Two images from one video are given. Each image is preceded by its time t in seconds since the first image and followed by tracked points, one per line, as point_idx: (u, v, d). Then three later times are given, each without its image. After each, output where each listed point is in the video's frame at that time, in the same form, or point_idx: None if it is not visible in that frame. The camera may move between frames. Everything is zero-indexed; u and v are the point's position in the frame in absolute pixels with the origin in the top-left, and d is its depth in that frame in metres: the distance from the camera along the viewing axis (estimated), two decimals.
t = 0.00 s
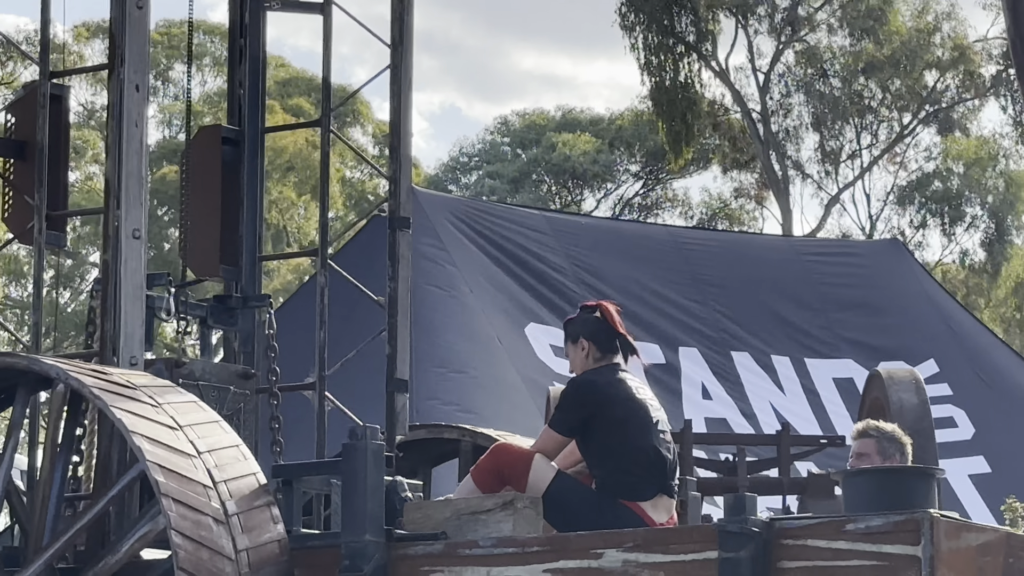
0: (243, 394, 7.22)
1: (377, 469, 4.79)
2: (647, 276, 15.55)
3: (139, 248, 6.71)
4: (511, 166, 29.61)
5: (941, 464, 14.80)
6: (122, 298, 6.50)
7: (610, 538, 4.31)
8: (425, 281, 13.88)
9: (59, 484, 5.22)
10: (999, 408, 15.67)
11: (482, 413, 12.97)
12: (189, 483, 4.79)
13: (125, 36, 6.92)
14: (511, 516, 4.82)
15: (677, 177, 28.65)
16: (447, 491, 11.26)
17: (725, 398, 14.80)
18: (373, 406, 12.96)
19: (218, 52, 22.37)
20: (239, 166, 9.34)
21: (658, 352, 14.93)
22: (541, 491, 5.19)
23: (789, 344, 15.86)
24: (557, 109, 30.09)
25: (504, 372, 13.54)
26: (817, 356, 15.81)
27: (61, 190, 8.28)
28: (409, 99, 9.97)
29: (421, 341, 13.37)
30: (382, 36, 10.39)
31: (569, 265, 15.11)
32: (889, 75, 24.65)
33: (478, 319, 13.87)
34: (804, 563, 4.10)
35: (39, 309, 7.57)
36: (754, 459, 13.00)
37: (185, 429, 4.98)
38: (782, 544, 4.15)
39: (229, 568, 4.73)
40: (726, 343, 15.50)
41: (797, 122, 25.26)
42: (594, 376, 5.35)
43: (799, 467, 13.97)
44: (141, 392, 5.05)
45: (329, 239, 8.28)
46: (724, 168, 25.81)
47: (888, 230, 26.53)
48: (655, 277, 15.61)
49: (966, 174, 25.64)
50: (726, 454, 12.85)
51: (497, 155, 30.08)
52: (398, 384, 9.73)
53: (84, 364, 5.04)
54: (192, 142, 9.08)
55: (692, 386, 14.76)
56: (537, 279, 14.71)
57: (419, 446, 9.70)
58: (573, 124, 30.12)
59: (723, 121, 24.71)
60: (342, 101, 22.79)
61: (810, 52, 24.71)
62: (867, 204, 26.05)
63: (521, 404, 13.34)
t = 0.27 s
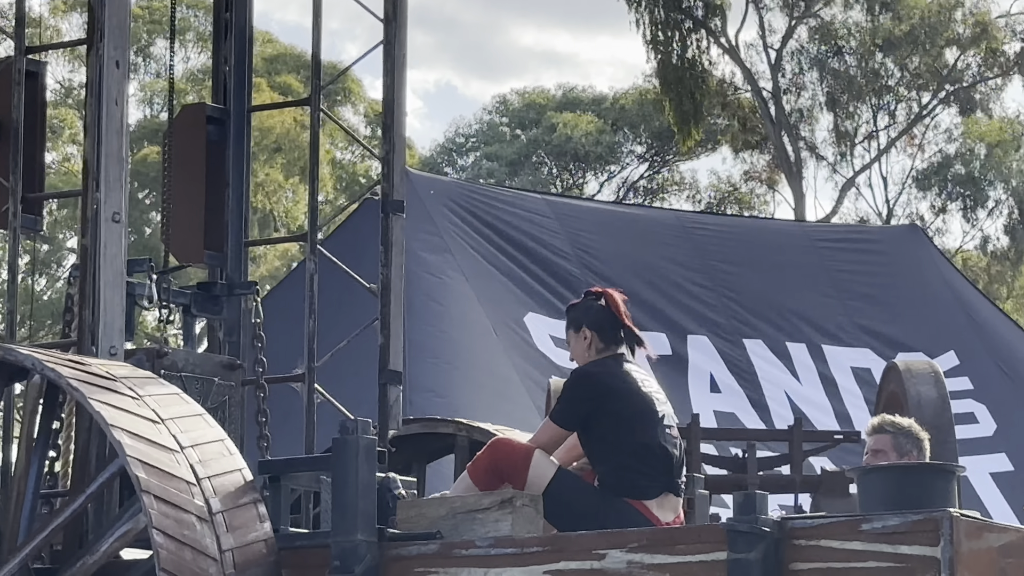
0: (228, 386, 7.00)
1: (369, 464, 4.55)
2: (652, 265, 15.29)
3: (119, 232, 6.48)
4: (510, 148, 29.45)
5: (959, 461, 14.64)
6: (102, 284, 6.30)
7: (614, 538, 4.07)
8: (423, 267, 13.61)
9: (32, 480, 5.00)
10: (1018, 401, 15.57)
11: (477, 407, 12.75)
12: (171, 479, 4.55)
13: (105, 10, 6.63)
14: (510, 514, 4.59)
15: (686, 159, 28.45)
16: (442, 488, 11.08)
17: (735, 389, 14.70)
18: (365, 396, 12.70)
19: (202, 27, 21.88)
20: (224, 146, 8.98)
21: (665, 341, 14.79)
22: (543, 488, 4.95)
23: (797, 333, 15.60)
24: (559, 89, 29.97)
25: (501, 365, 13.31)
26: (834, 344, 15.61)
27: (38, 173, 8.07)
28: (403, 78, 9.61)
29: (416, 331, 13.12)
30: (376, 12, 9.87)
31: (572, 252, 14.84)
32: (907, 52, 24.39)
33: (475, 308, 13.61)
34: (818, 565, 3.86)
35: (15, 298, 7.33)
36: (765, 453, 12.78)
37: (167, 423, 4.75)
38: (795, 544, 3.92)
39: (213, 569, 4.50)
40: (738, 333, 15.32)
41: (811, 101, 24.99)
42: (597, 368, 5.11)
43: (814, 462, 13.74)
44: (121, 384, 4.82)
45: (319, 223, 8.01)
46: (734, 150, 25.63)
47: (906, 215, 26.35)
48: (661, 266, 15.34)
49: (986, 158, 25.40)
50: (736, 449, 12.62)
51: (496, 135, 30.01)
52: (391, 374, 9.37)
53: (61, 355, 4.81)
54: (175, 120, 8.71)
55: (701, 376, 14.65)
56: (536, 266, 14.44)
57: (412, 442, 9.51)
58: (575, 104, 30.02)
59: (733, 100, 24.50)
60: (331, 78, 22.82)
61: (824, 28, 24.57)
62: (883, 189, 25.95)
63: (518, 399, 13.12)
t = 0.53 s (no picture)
0: (216, 377, 6.82)
1: (364, 458, 4.35)
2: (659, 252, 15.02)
3: (102, 216, 6.07)
4: (511, 130, 29.22)
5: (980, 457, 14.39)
6: (83, 270, 5.91)
7: (620, 537, 3.87)
8: (422, 255, 13.41)
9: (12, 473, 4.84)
10: None
11: (473, 402, 12.61)
12: (158, 475, 4.36)
13: None
14: (511, 512, 4.42)
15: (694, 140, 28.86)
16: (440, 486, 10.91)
17: (746, 381, 14.45)
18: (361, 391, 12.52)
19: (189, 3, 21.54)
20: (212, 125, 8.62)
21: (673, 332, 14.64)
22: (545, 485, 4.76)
23: (812, 319, 15.28)
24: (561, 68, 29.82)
25: (501, 356, 13.11)
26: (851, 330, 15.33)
27: (19, 155, 7.72)
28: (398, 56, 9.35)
29: (411, 324, 12.97)
30: None
31: (577, 237, 14.58)
32: (927, 30, 24.25)
33: (476, 295, 13.42)
34: (833, 565, 3.66)
35: None
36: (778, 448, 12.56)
37: (154, 416, 4.55)
38: (808, 544, 3.71)
39: (201, 568, 4.31)
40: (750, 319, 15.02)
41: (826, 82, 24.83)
42: (609, 361, 4.91)
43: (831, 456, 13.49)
44: (105, 374, 4.63)
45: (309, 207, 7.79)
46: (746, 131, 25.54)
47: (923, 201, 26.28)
48: (666, 255, 15.05)
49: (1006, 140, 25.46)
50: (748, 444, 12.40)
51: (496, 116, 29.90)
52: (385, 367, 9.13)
53: (43, 345, 4.63)
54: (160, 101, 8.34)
55: (711, 367, 14.38)
56: (539, 250, 14.22)
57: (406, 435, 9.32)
58: (578, 84, 29.88)
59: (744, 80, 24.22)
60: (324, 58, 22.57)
61: (838, 4, 24.43)
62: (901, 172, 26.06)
63: (517, 392, 12.95)
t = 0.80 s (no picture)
0: (206, 368, 6.67)
1: (361, 454, 4.18)
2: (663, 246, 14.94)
3: (90, 201, 5.86)
4: (513, 113, 29.16)
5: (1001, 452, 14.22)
6: (69, 258, 5.72)
7: (626, 535, 3.71)
8: (424, 243, 13.25)
9: None
10: None
11: (475, 390, 12.39)
12: (147, 470, 4.19)
13: None
14: (513, 509, 4.24)
15: (702, 126, 28.80)
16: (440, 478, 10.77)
17: (757, 371, 14.36)
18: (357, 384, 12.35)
19: None
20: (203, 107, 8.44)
21: (681, 325, 14.45)
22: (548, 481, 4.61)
23: (829, 309, 15.22)
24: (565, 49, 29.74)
25: (503, 347, 12.95)
26: (871, 322, 15.28)
27: (3, 140, 7.54)
28: (397, 38, 9.17)
29: (412, 309, 12.76)
30: None
31: (582, 229, 14.45)
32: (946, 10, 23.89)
33: (476, 288, 13.24)
34: (848, 564, 3.48)
35: None
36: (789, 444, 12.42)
37: (142, 408, 4.39)
38: (822, 542, 3.54)
39: (191, 567, 4.14)
40: (765, 303, 14.99)
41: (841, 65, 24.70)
42: (617, 354, 4.74)
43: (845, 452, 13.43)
44: (92, 365, 4.48)
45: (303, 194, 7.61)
46: (758, 113, 25.51)
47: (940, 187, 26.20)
48: (674, 247, 15.00)
49: None
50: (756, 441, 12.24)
51: (498, 99, 29.91)
52: (383, 358, 8.89)
53: (27, 334, 4.47)
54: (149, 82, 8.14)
55: (721, 359, 14.33)
56: (540, 244, 14.07)
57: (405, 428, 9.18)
58: (582, 65, 29.81)
59: (754, 63, 24.12)
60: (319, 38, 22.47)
61: None
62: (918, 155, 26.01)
63: (520, 383, 12.76)
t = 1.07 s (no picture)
0: (200, 361, 6.55)
1: (359, 448, 4.06)
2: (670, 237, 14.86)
3: (80, 189, 5.74)
4: (516, 100, 29.09)
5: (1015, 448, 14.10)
6: (59, 247, 5.60)
7: (631, 532, 3.59)
8: (425, 234, 13.17)
9: None
10: None
11: (473, 387, 12.35)
12: (138, 465, 4.07)
13: None
14: (516, 506, 4.11)
15: (709, 113, 28.72)
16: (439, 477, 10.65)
17: (766, 366, 14.23)
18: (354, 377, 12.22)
19: None
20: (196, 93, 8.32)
21: (687, 317, 14.26)
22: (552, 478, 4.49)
23: (838, 302, 15.10)
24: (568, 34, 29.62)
25: (505, 339, 12.86)
26: (884, 310, 15.15)
27: None
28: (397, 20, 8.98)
29: (411, 304, 12.72)
30: None
31: (589, 215, 14.30)
32: None
33: (479, 278, 13.14)
34: (860, 563, 3.36)
35: None
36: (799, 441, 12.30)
37: (134, 402, 4.27)
38: (832, 540, 3.42)
39: (183, 565, 4.03)
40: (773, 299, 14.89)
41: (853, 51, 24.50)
42: (617, 347, 4.60)
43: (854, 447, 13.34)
44: (83, 358, 4.36)
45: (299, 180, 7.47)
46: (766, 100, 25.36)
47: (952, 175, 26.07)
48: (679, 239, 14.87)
49: None
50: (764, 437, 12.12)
51: (500, 85, 29.84)
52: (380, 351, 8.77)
53: (16, 326, 4.36)
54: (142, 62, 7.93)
55: (730, 353, 14.14)
56: (548, 230, 13.91)
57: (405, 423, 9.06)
58: (586, 50, 29.70)
59: (762, 48, 24.04)
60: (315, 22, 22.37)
61: None
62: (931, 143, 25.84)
63: (522, 376, 12.67)
